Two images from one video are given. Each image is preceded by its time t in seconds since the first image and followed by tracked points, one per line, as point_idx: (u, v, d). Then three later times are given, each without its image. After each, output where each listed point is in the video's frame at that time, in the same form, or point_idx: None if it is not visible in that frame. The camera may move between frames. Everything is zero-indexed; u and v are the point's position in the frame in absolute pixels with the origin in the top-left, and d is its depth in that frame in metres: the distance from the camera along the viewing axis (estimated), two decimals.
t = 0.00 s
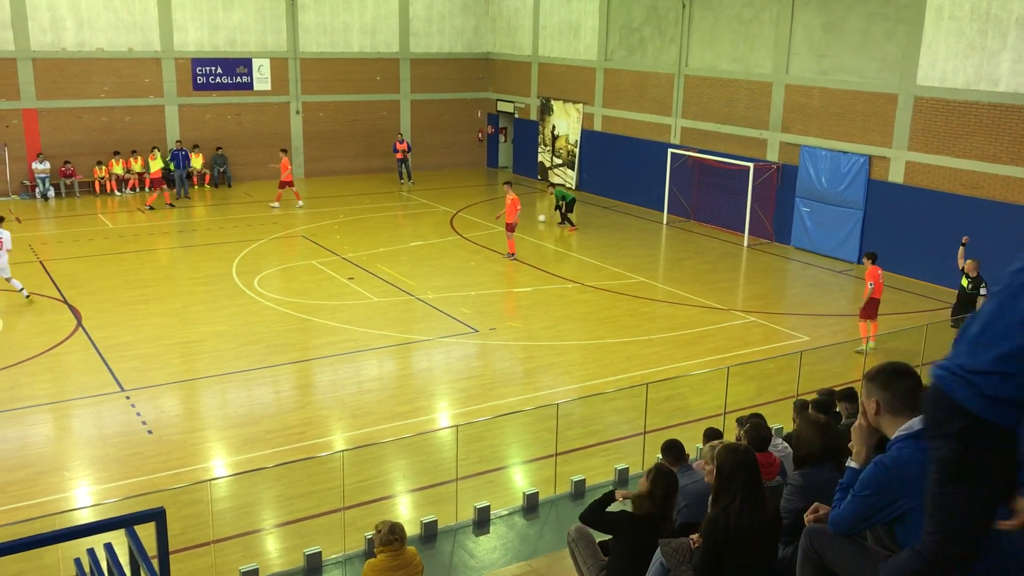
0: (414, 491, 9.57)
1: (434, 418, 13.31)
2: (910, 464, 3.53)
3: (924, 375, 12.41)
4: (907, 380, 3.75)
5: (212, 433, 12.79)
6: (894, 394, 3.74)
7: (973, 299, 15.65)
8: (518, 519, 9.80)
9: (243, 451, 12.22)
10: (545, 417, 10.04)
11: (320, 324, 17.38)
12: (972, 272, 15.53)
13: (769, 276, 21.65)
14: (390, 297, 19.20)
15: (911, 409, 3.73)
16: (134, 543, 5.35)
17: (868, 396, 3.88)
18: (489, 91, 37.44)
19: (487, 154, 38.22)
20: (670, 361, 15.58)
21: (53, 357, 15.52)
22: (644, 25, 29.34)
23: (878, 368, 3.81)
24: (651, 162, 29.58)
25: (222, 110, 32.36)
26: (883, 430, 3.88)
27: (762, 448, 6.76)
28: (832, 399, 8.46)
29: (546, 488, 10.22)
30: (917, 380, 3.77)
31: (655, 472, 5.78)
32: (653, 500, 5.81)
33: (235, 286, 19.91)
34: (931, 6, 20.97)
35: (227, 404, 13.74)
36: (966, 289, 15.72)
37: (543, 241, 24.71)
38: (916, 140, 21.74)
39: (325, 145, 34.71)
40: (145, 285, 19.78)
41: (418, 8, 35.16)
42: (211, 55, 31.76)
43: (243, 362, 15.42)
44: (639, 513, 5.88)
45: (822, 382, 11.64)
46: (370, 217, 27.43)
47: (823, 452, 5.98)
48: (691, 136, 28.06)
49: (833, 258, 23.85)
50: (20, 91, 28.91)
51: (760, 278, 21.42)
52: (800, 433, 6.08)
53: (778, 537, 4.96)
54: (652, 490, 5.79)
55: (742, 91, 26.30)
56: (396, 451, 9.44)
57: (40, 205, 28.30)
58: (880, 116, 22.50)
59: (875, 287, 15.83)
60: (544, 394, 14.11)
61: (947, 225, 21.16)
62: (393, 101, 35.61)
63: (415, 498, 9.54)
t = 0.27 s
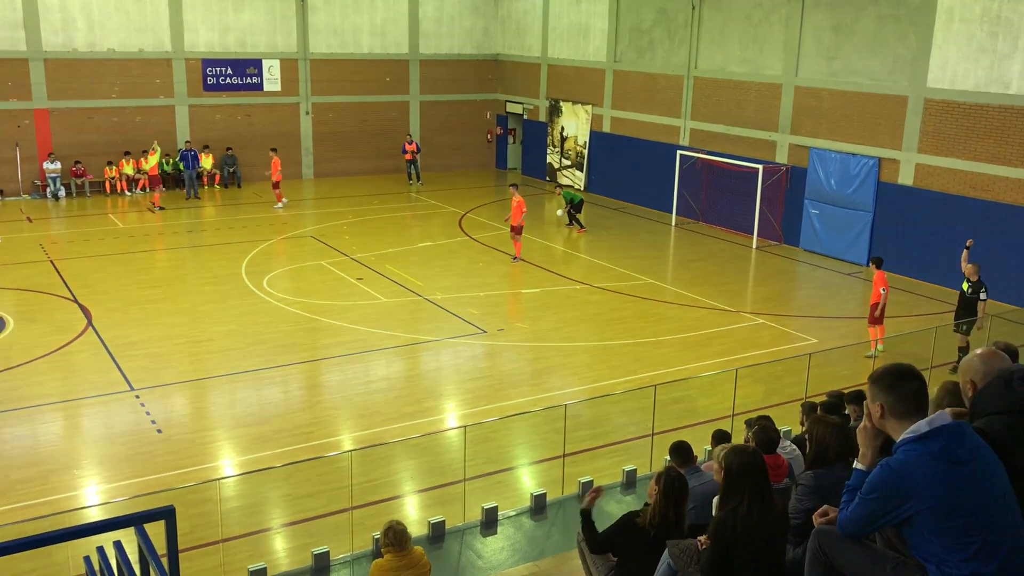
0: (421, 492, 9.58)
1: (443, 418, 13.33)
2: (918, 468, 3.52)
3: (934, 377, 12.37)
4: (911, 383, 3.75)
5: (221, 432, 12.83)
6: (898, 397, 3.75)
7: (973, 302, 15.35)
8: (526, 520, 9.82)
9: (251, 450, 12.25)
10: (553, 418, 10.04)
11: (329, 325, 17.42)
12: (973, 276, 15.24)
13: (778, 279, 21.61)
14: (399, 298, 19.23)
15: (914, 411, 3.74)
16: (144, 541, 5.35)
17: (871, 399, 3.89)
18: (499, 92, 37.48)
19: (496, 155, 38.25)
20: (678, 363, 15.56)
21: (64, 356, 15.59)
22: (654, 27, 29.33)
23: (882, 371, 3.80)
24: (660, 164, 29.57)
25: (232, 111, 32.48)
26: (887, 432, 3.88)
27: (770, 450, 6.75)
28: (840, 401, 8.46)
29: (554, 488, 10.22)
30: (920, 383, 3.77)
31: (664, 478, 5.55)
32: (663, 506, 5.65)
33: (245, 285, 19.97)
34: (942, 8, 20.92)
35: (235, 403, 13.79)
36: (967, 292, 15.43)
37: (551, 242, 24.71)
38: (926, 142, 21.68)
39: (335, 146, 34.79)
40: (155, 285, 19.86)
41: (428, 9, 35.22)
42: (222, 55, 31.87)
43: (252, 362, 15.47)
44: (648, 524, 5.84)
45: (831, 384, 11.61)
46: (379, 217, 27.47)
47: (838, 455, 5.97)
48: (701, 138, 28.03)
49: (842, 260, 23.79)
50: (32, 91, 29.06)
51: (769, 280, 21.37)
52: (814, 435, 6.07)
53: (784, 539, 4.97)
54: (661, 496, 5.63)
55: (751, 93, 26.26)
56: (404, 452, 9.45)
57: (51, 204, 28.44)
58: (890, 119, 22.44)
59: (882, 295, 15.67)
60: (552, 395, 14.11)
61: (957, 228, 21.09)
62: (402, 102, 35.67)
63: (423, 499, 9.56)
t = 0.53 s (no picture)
0: (432, 493, 9.62)
1: (454, 419, 13.34)
2: (929, 473, 3.50)
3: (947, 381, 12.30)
4: (924, 386, 3.72)
5: (233, 432, 12.88)
6: (910, 400, 3.73)
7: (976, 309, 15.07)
8: (536, 521, 9.72)
9: (263, 450, 12.28)
10: (563, 420, 10.04)
11: (340, 325, 17.46)
12: (977, 283, 14.88)
13: (790, 281, 21.54)
14: (410, 299, 19.26)
15: (926, 414, 3.72)
16: (155, 539, 5.36)
17: (884, 401, 3.86)
18: (511, 94, 37.50)
19: (508, 157, 38.27)
20: (689, 366, 15.53)
21: (77, 355, 15.69)
22: (666, 28, 29.29)
23: (894, 374, 3.77)
24: (672, 166, 29.52)
25: (245, 112, 32.60)
26: (898, 434, 3.85)
27: (782, 453, 6.73)
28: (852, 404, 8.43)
29: (565, 490, 10.21)
30: (932, 386, 3.73)
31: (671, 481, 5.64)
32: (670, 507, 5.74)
33: (257, 286, 20.05)
34: (957, 10, 20.81)
35: (247, 403, 13.84)
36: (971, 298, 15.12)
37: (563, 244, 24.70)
38: (940, 145, 21.57)
39: (347, 147, 34.89)
40: (168, 285, 19.95)
41: (441, 11, 35.27)
42: (235, 57, 32.01)
43: (264, 362, 15.52)
44: (655, 525, 5.88)
45: (844, 388, 11.56)
46: (390, 218, 27.52)
47: (852, 458, 5.92)
48: (713, 140, 27.98)
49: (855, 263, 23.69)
50: (47, 92, 29.24)
51: (781, 283, 21.31)
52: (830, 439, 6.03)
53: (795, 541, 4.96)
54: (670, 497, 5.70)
55: (764, 95, 26.19)
56: (414, 452, 9.48)
57: (65, 205, 28.63)
58: (904, 121, 22.34)
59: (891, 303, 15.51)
60: (563, 397, 14.10)
61: (971, 232, 20.97)
62: (415, 103, 35.73)
63: (433, 499, 9.59)
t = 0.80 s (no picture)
0: (441, 493, 9.59)
1: (463, 420, 13.35)
2: (939, 474, 3.50)
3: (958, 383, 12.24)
4: (934, 387, 3.71)
5: (243, 431, 12.92)
6: (920, 401, 3.72)
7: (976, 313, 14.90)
8: (545, 522, 9.80)
9: (273, 450, 12.32)
10: (572, 420, 10.04)
11: (350, 326, 17.49)
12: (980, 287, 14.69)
13: (800, 283, 21.48)
14: (420, 299, 19.30)
15: (935, 415, 3.71)
16: (167, 537, 5.39)
17: (894, 403, 3.86)
18: (521, 95, 37.52)
19: (518, 157, 38.29)
20: (698, 367, 15.50)
21: (88, 354, 15.77)
22: (677, 30, 29.26)
23: (905, 376, 3.77)
24: (682, 167, 29.48)
25: (256, 113, 32.72)
26: (909, 436, 3.84)
27: (792, 456, 6.72)
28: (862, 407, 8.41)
29: (573, 492, 10.20)
30: (942, 386, 3.73)
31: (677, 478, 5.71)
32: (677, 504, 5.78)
33: (267, 286, 20.11)
34: (969, 12, 20.72)
35: (257, 402, 13.89)
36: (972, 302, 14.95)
37: (572, 245, 24.70)
38: (952, 147, 21.48)
39: (358, 148, 34.97)
40: (179, 285, 20.04)
41: (451, 12, 35.32)
42: (247, 58, 32.13)
43: (274, 362, 15.56)
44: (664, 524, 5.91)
45: (854, 389, 11.52)
46: (400, 219, 27.57)
47: (864, 460, 5.91)
48: (723, 141, 27.95)
49: (866, 265, 23.62)
50: (59, 92, 29.40)
51: (791, 285, 21.26)
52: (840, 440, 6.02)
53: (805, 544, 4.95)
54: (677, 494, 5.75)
55: (775, 96, 26.14)
56: (424, 453, 9.49)
57: (77, 204, 28.79)
58: (915, 123, 22.25)
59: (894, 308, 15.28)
60: (572, 398, 14.11)
61: (982, 234, 20.88)
62: (425, 104, 35.79)
63: (443, 499, 9.58)
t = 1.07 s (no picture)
0: (443, 493, 9.58)
1: (465, 420, 13.35)
2: (940, 474, 3.50)
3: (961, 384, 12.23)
4: (935, 387, 3.71)
5: (245, 430, 12.93)
6: (922, 401, 3.72)
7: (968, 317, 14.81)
8: (546, 522, 9.78)
9: (274, 450, 12.32)
10: (574, 420, 10.04)
11: (352, 326, 17.49)
12: (971, 291, 14.58)
13: (802, 283, 21.48)
14: (422, 299, 19.31)
15: (937, 415, 3.71)
16: (169, 537, 5.39)
17: (896, 403, 3.86)
18: (523, 95, 37.51)
19: (520, 158, 38.29)
20: (700, 367, 15.50)
21: (90, 354, 15.78)
22: (679, 30, 29.25)
23: (906, 376, 3.77)
24: (684, 167, 29.48)
25: (258, 113, 32.74)
26: (910, 436, 3.85)
27: (794, 457, 6.73)
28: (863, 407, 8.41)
29: (575, 492, 10.19)
30: (943, 387, 3.73)
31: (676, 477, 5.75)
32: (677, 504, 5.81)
33: (269, 286, 20.12)
34: (971, 12, 20.70)
35: (259, 402, 13.89)
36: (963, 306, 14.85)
37: (574, 245, 24.71)
38: (954, 147, 21.47)
39: (360, 148, 34.98)
40: (180, 285, 20.05)
41: (453, 12, 35.33)
42: (249, 57, 32.14)
43: (276, 362, 15.57)
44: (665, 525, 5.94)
45: (856, 390, 11.50)
46: (402, 219, 27.57)
47: (865, 460, 5.90)
48: (725, 141, 27.94)
49: (868, 266, 23.60)
50: (61, 92, 29.42)
51: (793, 285, 21.25)
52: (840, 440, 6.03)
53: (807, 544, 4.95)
54: (676, 494, 5.78)
55: (777, 96, 26.14)
56: (426, 453, 9.49)
57: (79, 204, 28.81)
58: (918, 123, 22.24)
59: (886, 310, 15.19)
60: (574, 398, 14.11)
61: (984, 234, 20.87)
62: (427, 104, 35.79)
63: (444, 500, 9.56)
